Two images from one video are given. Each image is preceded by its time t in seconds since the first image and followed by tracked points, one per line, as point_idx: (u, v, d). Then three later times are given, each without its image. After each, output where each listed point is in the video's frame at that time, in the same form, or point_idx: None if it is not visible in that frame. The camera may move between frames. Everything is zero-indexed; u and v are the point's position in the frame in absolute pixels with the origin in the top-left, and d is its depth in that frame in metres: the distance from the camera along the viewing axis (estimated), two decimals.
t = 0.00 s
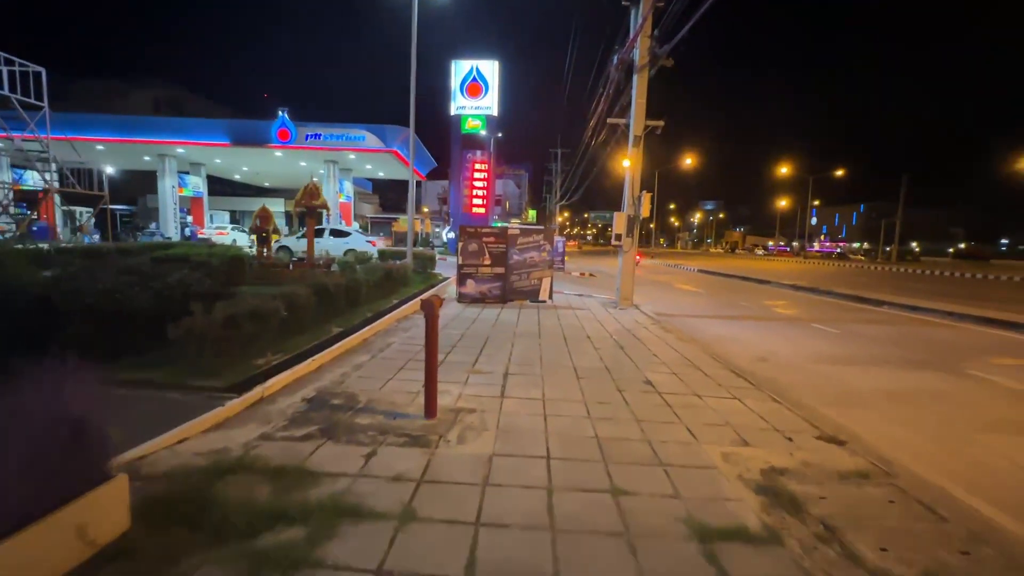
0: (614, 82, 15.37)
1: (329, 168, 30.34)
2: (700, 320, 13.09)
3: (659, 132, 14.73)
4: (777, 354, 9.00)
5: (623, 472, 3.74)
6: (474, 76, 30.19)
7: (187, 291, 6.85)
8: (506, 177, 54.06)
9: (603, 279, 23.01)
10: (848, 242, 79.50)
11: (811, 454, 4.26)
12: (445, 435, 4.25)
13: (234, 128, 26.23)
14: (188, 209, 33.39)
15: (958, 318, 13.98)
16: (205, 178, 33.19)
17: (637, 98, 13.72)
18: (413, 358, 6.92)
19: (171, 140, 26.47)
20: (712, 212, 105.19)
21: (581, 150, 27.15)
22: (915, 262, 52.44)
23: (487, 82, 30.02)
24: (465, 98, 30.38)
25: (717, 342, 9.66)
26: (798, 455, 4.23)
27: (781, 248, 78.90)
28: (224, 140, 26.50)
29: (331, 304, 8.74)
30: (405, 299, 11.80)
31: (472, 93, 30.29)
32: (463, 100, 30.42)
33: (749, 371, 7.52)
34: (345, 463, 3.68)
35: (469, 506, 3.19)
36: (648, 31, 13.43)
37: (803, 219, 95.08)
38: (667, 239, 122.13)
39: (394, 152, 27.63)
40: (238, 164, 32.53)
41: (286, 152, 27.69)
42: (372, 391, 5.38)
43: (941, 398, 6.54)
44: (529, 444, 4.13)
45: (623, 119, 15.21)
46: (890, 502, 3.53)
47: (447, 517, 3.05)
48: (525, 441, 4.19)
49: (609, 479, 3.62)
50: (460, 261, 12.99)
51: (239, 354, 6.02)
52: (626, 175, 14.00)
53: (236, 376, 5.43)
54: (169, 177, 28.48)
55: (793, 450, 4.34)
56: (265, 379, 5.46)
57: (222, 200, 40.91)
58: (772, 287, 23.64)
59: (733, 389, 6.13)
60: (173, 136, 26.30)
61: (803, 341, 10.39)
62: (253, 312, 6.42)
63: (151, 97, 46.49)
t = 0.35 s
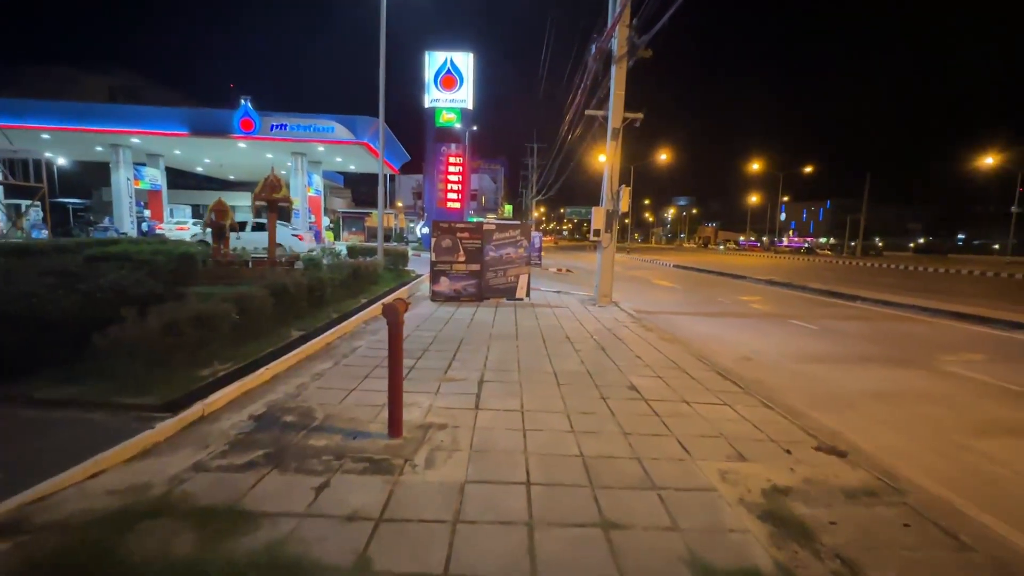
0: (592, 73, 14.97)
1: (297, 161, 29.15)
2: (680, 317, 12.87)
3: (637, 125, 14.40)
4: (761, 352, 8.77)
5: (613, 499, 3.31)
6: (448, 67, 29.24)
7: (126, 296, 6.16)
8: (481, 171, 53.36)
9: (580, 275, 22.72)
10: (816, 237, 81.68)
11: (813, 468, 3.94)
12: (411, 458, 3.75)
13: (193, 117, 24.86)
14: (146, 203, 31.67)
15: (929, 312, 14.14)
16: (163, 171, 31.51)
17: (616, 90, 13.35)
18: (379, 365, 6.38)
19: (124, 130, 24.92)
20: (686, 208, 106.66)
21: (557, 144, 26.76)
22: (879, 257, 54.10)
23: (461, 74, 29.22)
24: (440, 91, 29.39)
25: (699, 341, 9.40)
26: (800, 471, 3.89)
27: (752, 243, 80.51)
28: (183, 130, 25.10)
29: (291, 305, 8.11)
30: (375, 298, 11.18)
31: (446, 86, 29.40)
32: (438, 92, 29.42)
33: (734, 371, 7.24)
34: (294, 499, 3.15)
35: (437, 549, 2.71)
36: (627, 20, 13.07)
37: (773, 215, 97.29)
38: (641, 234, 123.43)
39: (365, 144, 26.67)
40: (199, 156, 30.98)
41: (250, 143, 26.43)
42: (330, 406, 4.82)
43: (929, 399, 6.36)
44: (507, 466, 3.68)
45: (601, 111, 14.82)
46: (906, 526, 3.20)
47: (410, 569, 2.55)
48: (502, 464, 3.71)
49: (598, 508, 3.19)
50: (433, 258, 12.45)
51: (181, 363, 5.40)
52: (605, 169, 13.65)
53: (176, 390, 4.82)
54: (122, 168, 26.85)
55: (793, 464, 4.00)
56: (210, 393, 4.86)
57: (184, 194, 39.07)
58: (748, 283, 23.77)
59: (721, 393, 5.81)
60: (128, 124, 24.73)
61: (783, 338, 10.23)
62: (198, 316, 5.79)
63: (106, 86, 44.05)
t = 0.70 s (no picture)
0: (563, 64, 14.57)
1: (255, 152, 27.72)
2: (654, 314, 12.70)
3: (610, 119, 14.13)
4: (737, 351, 8.61)
5: (600, 535, 2.92)
6: (415, 58, 28.41)
7: (35, 302, 5.47)
8: (450, 165, 52.45)
9: (552, 270, 22.44)
10: (778, 232, 84.27)
11: (808, 484, 3.66)
12: (369, 492, 3.27)
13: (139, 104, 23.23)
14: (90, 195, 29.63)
15: (893, 307, 14.41)
16: (109, 161, 29.51)
17: (588, 81, 12.99)
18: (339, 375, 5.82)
19: (61, 117, 23.08)
20: (653, 203, 108.23)
21: (528, 138, 26.34)
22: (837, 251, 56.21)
23: (429, 65, 28.34)
24: (407, 82, 28.46)
25: (675, 340, 9.20)
26: (796, 488, 3.61)
27: (717, 238, 82.37)
28: (128, 117, 23.43)
29: (241, 309, 7.44)
30: (337, 298, 10.52)
31: (413, 77, 28.37)
32: (405, 84, 28.54)
33: (714, 373, 7.01)
34: (222, 552, 2.63)
35: None
36: (599, 10, 12.70)
37: (736, 211, 99.89)
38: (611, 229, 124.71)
39: (328, 135, 25.55)
40: (148, 146, 29.14)
41: (203, 132, 24.94)
42: (278, 427, 4.27)
43: (908, 399, 6.27)
44: (480, 498, 3.23)
45: (573, 104, 14.46)
46: (914, 553, 2.94)
47: None
48: (473, 495, 3.26)
49: (584, 549, 2.79)
50: (400, 255, 11.87)
51: (104, 379, 4.76)
52: (577, 163, 13.31)
53: (94, 412, 4.18)
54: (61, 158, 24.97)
55: (788, 481, 3.71)
56: (136, 416, 4.23)
57: (134, 186, 36.81)
58: (717, 278, 24.00)
59: (704, 399, 5.53)
60: (66, 111, 22.89)
61: (757, 335, 10.16)
62: (128, 325, 5.14)
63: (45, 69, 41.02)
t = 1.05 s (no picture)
0: (528, 54, 14.12)
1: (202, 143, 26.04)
2: (623, 310, 12.52)
3: (576, 111, 13.80)
4: (708, 349, 8.47)
5: (583, 573, 2.53)
6: (376, 48, 26.98)
7: None
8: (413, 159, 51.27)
9: (518, 267, 22.10)
10: (735, 228, 86.97)
11: (800, 496, 3.40)
12: (314, 530, 2.78)
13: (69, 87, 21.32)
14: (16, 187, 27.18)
15: (850, 301, 14.78)
16: (37, 150, 27.12)
17: (553, 72, 12.66)
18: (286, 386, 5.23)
19: None
20: (616, 199, 109.65)
21: (492, 132, 25.83)
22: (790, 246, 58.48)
23: (391, 57, 27.08)
24: (367, 72, 27.02)
25: (645, 338, 9.00)
26: (787, 501, 3.35)
27: (678, 234, 84.28)
28: (56, 102, 21.48)
29: (176, 312, 6.69)
30: (289, 298, 9.78)
31: (374, 68, 27.07)
32: (365, 75, 27.06)
33: (687, 372, 6.79)
34: None
35: None
36: None
37: (696, 207, 102.52)
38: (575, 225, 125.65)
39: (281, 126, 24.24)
40: (82, 134, 26.93)
41: (143, 120, 23.18)
42: (208, 451, 3.69)
43: (880, 395, 6.22)
44: (444, 533, 2.79)
45: (539, 95, 14.04)
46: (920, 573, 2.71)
47: None
48: (436, 529, 2.83)
49: None
50: (357, 251, 11.18)
51: None
52: (544, 156, 12.96)
53: None
54: None
55: (778, 492, 3.45)
56: (33, 444, 3.56)
57: (67, 178, 34.06)
58: (681, 273, 24.23)
59: (681, 401, 5.26)
60: None
61: (725, 331, 10.11)
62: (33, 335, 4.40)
63: None
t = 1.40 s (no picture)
0: (494, 47, 13.63)
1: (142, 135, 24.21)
2: (593, 311, 12.24)
3: (543, 107, 13.41)
4: (683, 351, 8.25)
5: None
6: (334, 40, 25.76)
7: None
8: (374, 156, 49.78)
9: (484, 266, 21.62)
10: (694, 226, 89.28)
11: (804, 524, 3.11)
12: None
13: None
14: None
15: (812, 298, 15.06)
16: None
17: (520, 65, 12.20)
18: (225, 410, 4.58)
19: None
20: (579, 197, 110.59)
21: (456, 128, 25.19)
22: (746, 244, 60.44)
23: (350, 49, 25.91)
24: (325, 65, 25.56)
25: (618, 340, 8.74)
26: (793, 530, 3.05)
27: (640, 231, 85.72)
28: None
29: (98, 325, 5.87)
30: (236, 304, 8.97)
31: (332, 60, 25.66)
32: (323, 67, 25.59)
33: (665, 378, 6.53)
34: None
35: None
36: None
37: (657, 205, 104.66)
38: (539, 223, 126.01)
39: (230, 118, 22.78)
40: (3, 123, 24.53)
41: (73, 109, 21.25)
42: (120, 500, 3.06)
43: (856, 397, 6.14)
44: None
45: (505, 89, 13.59)
46: None
47: None
48: None
49: None
50: (313, 252, 10.41)
51: None
52: (511, 153, 12.52)
53: None
54: None
55: (780, 520, 3.14)
56: None
57: None
58: (647, 271, 24.32)
59: (664, 413, 4.94)
60: None
61: (696, 331, 9.99)
62: None
63: None
